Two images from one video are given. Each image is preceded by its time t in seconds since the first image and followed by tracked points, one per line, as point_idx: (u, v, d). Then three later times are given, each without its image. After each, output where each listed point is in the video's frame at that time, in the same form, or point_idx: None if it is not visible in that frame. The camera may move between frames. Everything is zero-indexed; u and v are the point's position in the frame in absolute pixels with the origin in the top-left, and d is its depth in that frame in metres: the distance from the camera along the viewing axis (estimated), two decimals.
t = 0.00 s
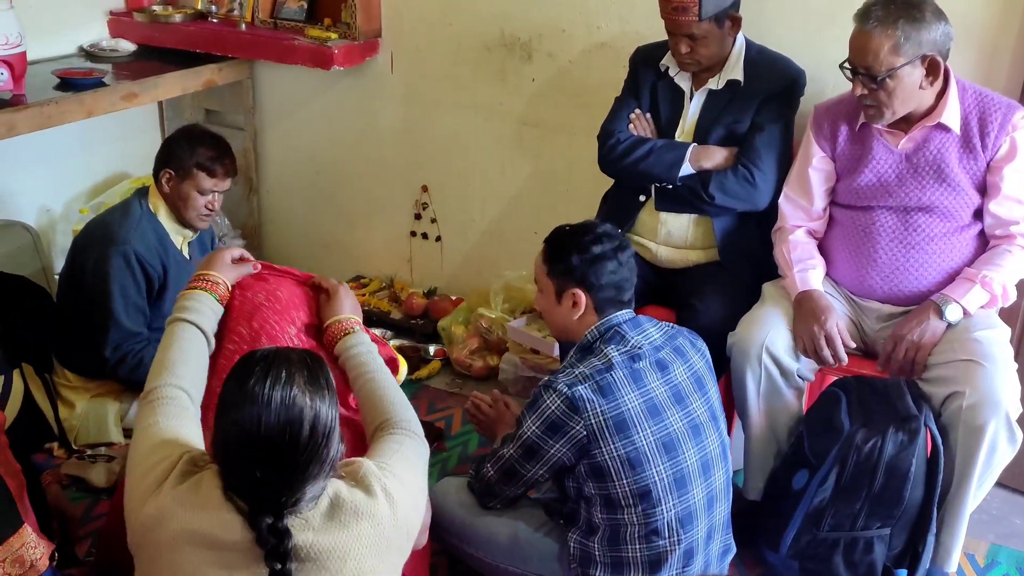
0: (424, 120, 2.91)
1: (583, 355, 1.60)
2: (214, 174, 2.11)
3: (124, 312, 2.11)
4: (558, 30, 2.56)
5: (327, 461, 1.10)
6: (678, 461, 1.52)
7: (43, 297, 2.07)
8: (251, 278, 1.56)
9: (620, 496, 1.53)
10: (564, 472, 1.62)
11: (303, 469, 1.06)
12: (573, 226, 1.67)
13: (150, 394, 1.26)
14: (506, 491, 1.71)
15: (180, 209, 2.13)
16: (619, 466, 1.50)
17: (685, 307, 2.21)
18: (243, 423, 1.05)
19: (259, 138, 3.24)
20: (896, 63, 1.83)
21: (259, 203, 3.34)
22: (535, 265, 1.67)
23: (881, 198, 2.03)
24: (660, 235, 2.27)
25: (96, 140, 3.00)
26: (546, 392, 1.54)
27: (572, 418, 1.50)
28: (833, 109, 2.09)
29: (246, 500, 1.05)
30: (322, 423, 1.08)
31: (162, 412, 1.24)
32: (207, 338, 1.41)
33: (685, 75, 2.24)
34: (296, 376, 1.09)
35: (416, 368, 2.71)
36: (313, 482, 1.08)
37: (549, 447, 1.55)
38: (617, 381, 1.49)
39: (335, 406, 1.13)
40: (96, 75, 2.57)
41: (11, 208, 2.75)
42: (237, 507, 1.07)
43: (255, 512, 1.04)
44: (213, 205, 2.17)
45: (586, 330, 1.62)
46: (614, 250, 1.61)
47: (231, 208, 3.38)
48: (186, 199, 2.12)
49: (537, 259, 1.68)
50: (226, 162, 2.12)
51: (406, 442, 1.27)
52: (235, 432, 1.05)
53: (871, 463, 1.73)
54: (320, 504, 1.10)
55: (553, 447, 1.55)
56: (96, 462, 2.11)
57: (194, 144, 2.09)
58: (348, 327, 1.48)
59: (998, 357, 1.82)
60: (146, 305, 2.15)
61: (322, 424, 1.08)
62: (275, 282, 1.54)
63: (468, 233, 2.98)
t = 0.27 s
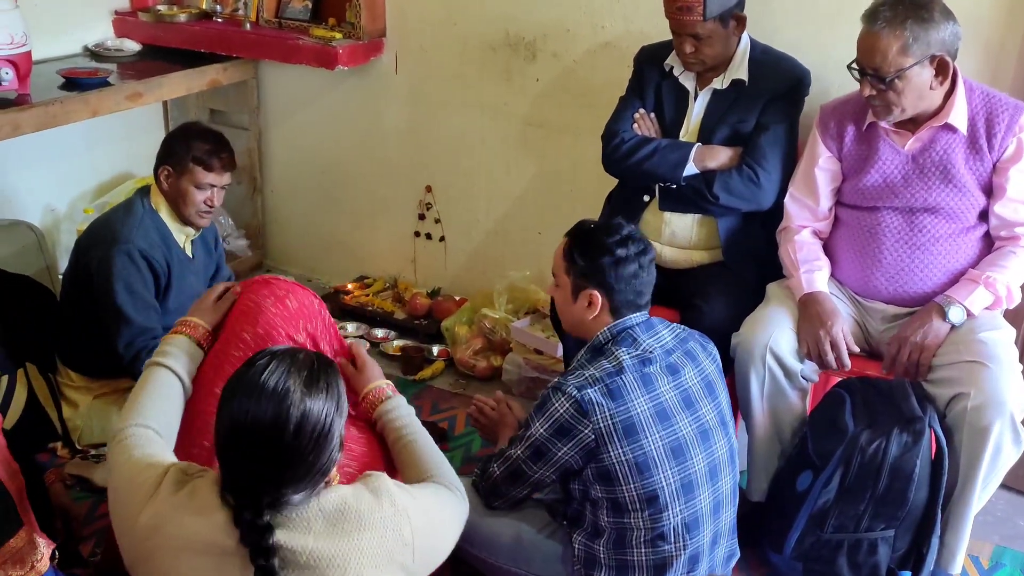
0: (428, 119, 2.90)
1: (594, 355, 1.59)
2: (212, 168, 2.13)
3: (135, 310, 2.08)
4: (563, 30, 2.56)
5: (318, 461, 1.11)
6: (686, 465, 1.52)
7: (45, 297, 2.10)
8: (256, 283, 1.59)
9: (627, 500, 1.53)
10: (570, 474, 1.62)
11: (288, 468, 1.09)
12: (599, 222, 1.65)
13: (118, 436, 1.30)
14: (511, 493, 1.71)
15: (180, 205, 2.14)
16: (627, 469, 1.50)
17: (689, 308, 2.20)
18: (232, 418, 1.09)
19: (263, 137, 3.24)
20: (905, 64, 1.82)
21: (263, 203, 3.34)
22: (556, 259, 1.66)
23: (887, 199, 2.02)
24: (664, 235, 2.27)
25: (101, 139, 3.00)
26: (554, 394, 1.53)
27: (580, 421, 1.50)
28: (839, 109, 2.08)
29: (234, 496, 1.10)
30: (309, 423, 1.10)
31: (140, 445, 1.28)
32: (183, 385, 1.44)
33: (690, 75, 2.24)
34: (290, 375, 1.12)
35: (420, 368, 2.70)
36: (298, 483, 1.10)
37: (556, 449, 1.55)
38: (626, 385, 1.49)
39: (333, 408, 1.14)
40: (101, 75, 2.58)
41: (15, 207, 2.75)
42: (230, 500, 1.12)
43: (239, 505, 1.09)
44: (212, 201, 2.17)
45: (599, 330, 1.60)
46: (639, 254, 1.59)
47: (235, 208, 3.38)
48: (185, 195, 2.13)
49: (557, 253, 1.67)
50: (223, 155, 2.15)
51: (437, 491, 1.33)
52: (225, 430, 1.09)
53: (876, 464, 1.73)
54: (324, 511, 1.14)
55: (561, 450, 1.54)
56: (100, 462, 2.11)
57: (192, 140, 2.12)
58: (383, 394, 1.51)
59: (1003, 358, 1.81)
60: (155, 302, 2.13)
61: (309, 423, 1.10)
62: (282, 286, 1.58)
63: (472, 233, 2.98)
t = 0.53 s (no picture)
0: (435, 120, 2.91)
1: (601, 358, 1.59)
2: (222, 170, 2.15)
3: (157, 308, 2.08)
4: (570, 31, 2.56)
5: (331, 468, 1.12)
6: (693, 470, 1.51)
7: (48, 297, 2.09)
8: (260, 284, 1.57)
9: (633, 503, 1.53)
10: (576, 476, 1.62)
11: (299, 472, 1.10)
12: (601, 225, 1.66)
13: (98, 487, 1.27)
14: (519, 493, 1.71)
15: (192, 209, 2.16)
16: (633, 472, 1.50)
17: (696, 308, 2.20)
18: (247, 418, 1.10)
19: (271, 138, 3.25)
20: (919, 65, 1.82)
21: (270, 203, 3.35)
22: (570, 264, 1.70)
23: (897, 200, 2.01)
24: (671, 236, 2.27)
25: (109, 140, 3.01)
26: (560, 397, 1.53)
27: (587, 424, 1.50)
28: (850, 108, 2.08)
29: (246, 496, 1.12)
30: (323, 428, 1.10)
31: (121, 490, 1.25)
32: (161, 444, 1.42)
33: (697, 75, 2.23)
34: (308, 379, 1.13)
35: (426, 368, 2.71)
36: (309, 488, 1.11)
37: (562, 451, 1.55)
38: (633, 389, 1.48)
39: (349, 414, 1.14)
40: (109, 76, 2.59)
41: (24, 207, 2.76)
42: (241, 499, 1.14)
43: (248, 506, 1.11)
44: (224, 204, 2.18)
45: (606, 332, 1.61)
46: (643, 251, 1.58)
47: (243, 208, 3.39)
48: (197, 198, 2.14)
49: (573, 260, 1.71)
50: (232, 157, 2.17)
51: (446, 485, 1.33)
52: (240, 431, 1.11)
53: (883, 466, 1.72)
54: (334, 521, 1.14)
55: (566, 452, 1.55)
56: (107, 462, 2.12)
57: (202, 143, 2.15)
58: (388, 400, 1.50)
59: (1011, 359, 1.80)
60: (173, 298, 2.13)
61: (323, 429, 1.10)
62: (288, 288, 1.56)
63: (479, 234, 2.98)
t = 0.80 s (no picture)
0: (441, 116, 2.91)
1: (609, 354, 1.59)
2: (241, 173, 2.12)
3: (179, 305, 2.07)
4: (576, 27, 2.56)
5: (327, 464, 1.12)
6: (702, 465, 1.52)
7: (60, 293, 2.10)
8: (264, 279, 1.56)
9: (641, 497, 1.53)
10: (584, 471, 1.62)
11: (296, 468, 1.10)
12: (586, 232, 1.67)
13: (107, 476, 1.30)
14: (528, 489, 1.71)
15: (209, 211, 2.13)
16: (641, 466, 1.50)
17: (702, 304, 2.20)
18: (245, 412, 1.11)
19: (276, 133, 3.25)
20: (934, 61, 1.82)
21: (276, 198, 3.35)
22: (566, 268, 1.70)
23: (905, 195, 2.01)
24: (677, 232, 2.27)
25: (115, 135, 3.02)
26: (570, 390, 1.54)
27: (595, 417, 1.50)
28: (860, 104, 2.08)
29: (244, 490, 1.12)
30: (319, 424, 1.11)
31: (130, 481, 1.27)
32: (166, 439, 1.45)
33: (704, 72, 2.23)
34: (306, 375, 1.13)
35: (432, 364, 2.71)
36: (306, 484, 1.11)
37: (571, 446, 1.56)
38: (642, 383, 1.49)
39: (348, 411, 1.15)
40: (116, 71, 2.59)
41: (30, 202, 2.77)
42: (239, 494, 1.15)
43: (246, 501, 1.12)
44: (242, 207, 2.16)
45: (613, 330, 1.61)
46: (643, 241, 1.61)
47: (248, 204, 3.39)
48: (214, 200, 2.11)
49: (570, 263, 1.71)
50: (252, 161, 2.13)
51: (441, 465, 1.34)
52: (239, 425, 1.12)
53: (890, 462, 1.73)
54: (335, 514, 1.14)
55: (575, 446, 1.55)
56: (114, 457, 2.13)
57: (221, 144, 2.11)
58: (378, 382, 1.55)
59: (1017, 357, 1.80)
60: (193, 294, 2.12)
61: (319, 424, 1.11)
62: (290, 284, 1.54)
63: (484, 230, 2.98)
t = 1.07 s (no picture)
0: (444, 116, 2.91)
1: (601, 354, 1.59)
2: (260, 185, 2.11)
3: (199, 308, 2.07)
4: (579, 27, 2.56)
5: (327, 462, 1.12)
6: (699, 459, 1.52)
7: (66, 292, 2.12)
8: (271, 277, 1.56)
9: (640, 494, 1.53)
10: (583, 471, 1.63)
11: (296, 465, 1.10)
12: (557, 245, 1.67)
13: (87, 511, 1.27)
14: (527, 493, 1.71)
15: (226, 219, 2.12)
16: (639, 463, 1.50)
17: (703, 304, 2.20)
18: (245, 410, 1.11)
19: (279, 133, 3.26)
20: (942, 69, 1.82)
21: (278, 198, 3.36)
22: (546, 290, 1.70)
23: (906, 198, 2.02)
24: (679, 232, 2.27)
25: (119, 134, 3.02)
26: (564, 390, 1.54)
27: (591, 415, 1.51)
28: (862, 105, 2.08)
29: (244, 490, 1.12)
30: (319, 421, 1.11)
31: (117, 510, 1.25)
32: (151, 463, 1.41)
33: (706, 73, 2.24)
34: (306, 372, 1.14)
35: (433, 364, 2.71)
36: (307, 481, 1.11)
37: (568, 445, 1.56)
38: (635, 379, 1.49)
39: (346, 408, 1.15)
40: (119, 70, 2.60)
41: (34, 201, 2.78)
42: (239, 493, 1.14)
43: (246, 500, 1.11)
44: (258, 216, 2.16)
45: (602, 332, 1.62)
46: (616, 243, 1.63)
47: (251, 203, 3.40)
48: (231, 210, 2.11)
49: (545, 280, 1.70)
50: (271, 173, 2.12)
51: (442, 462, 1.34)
52: (239, 423, 1.12)
53: (891, 462, 1.73)
54: (334, 515, 1.14)
55: (572, 445, 1.55)
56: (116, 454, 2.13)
57: (241, 154, 2.09)
58: (383, 380, 1.55)
59: (1014, 357, 1.81)
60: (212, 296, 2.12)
61: (319, 421, 1.11)
62: (297, 283, 1.54)
63: (486, 230, 2.99)
